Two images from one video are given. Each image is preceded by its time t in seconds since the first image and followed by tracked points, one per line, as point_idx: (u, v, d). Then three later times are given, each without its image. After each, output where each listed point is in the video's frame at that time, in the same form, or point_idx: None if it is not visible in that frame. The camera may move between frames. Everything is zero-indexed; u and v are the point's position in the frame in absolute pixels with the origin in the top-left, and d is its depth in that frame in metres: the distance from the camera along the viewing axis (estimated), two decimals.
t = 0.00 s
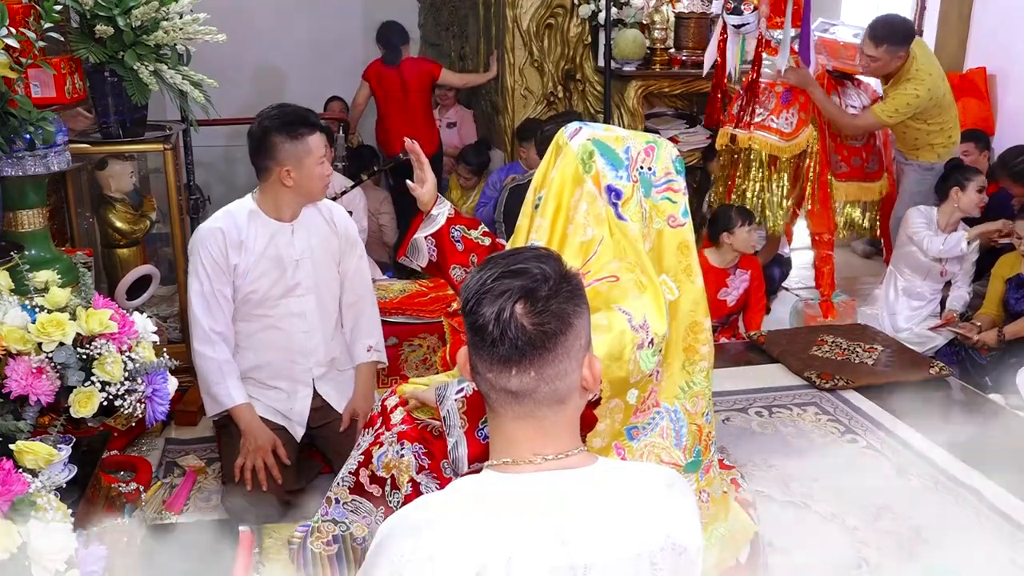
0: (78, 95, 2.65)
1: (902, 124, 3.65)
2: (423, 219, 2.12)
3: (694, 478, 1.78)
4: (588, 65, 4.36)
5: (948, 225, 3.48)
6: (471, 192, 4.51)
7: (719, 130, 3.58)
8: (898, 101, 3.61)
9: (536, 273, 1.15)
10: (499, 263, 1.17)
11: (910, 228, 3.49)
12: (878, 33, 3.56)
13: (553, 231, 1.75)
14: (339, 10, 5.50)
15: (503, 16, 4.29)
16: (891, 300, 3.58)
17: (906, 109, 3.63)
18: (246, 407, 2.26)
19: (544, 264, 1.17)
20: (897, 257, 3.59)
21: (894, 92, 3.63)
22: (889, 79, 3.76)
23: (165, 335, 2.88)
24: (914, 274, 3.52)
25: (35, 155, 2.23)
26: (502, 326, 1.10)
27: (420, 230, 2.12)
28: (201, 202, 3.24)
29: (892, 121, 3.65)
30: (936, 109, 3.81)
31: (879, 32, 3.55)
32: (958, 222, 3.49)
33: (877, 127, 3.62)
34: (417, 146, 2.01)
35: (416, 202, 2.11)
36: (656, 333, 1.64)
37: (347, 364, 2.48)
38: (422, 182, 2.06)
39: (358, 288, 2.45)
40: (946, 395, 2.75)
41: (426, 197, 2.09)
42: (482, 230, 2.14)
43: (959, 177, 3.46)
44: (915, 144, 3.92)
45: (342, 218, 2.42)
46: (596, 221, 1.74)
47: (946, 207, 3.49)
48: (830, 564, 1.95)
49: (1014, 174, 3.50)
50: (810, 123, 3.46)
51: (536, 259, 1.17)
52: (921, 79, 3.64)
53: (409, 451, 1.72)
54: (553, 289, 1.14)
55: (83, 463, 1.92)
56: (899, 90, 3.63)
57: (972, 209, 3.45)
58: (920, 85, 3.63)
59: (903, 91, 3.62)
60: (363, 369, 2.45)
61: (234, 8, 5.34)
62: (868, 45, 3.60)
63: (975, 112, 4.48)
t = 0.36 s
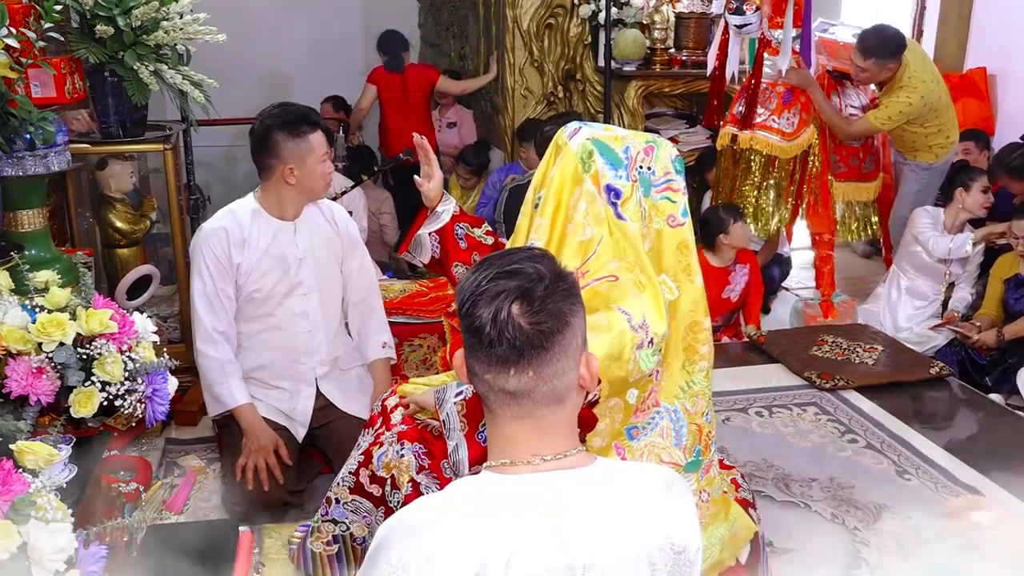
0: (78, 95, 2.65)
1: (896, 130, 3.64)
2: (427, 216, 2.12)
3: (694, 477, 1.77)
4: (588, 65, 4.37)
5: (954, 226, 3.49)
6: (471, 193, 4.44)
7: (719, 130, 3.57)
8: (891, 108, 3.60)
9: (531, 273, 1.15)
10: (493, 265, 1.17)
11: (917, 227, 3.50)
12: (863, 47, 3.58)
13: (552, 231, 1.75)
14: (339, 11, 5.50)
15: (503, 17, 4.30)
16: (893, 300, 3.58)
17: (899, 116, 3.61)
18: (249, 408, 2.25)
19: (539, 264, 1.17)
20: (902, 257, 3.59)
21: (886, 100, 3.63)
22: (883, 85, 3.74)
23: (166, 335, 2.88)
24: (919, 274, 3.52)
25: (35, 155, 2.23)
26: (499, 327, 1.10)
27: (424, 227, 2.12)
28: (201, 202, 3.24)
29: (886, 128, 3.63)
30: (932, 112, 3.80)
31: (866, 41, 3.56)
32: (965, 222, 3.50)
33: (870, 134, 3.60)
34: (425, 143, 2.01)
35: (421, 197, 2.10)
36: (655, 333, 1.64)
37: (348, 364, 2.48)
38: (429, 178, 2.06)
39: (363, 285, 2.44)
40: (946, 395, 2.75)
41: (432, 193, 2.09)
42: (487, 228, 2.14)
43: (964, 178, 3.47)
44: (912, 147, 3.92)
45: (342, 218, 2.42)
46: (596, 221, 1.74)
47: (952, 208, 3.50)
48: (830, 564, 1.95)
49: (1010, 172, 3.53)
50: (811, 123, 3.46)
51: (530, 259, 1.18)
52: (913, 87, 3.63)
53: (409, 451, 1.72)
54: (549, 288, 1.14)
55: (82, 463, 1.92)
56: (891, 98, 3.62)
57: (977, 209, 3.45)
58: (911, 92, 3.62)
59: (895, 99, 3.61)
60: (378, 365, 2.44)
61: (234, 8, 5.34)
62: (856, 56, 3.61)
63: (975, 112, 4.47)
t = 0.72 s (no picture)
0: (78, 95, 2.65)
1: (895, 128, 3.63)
2: (430, 213, 2.13)
3: (694, 477, 1.77)
4: (588, 65, 4.36)
5: (954, 226, 3.49)
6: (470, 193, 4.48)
7: (720, 132, 3.58)
8: (889, 107, 3.59)
9: (524, 271, 1.16)
10: (485, 266, 1.17)
11: (916, 227, 3.50)
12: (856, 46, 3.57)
13: (552, 231, 1.75)
14: (339, 10, 5.50)
15: (503, 17, 4.30)
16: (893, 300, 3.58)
17: (897, 115, 3.61)
18: (249, 408, 2.26)
19: (531, 263, 1.18)
20: (902, 256, 3.59)
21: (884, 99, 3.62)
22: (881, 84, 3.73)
23: (165, 336, 2.88)
24: (919, 274, 3.52)
25: (34, 155, 2.23)
26: (497, 326, 1.10)
27: (427, 223, 2.13)
28: (201, 203, 3.24)
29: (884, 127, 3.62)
30: (931, 110, 3.79)
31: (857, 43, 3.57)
32: (964, 223, 3.50)
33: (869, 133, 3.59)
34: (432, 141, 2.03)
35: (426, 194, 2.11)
36: (655, 332, 1.64)
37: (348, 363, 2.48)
38: (434, 175, 2.08)
39: (364, 285, 2.45)
40: (946, 395, 2.75)
41: (437, 190, 2.10)
42: (488, 228, 2.16)
43: (963, 178, 3.46)
44: (913, 146, 3.91)
45: (343, 218, 2.42)
46: (595, 220, 1.74)
47: (952, 209, 3.50)
48: (830, 564, 1.95)
49: (1009, 173, 3.54)
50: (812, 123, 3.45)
51: (520, 258, 1.18)
52: (910, 85, 3.62)
53: (409, 451, 1.72)
54: (543, 284, 1.15)
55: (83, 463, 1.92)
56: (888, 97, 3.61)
57: (976, 210, 3.46)
58: (909, 91, 3.61)
59: (892, 97, 3.60)
60: (373, 365, 2.44)
61: (234, 7, 5.34)
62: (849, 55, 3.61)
63: (975, 112, 4.47)
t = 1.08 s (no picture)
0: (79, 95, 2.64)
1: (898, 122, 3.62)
2: (435, 210, 2.15)
3: (694, 477, 1.78)
4: (588, 65, 4.36)
5: (952, 226, 3.50)
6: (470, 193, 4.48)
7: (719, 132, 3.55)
8: (890, 101, 3.58)
9: (522, 266, 1.18)
10: (485, 262, 1.19)
11: (914, 227, 3.51)
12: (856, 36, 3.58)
13: (551, 230, 1.74)
14: (339, 10, 5.50)
15: (503, 16, 4.30)
16: (894, 300, 3.58)
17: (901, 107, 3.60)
18: (253, 412, 2.25)
19: (530, 260, 1.20)
20: (901, 253, 3.57)
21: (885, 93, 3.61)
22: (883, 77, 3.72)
23: (166, 335, 2.88)
24: (919, 274, 3.52)
25: (35, 155, 2.23)
26: (494, 317, 1.11)
27: (430, 219, 2.14)
28: (202, 202, 3.24)
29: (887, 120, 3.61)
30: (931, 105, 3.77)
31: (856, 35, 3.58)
32: (962, 224, 3.52)
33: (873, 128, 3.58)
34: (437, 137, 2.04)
35: (431, 190, 2.12)
36: (654, 332, 1.64)
37: (348, 363, 2.48)
38: (441, 172, 2.07)
39: (364, 284, 2.46)
40: (947, 396, 2.75)
41: (442, 187, 2.11)
42: (491, 227, 2.18)
43: (965, 180, 3.54)
44: (914, 146, 3.90)
45: (345, 218, 2.43)
46: (595, 219, 1.74)
47: (950, 210, 3.53)
48: (830, 564, 1.95)
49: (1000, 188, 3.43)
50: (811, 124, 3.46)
51: (521, 255, 1.20)
52: (912, 77, 3.61)
53: (409, 451, 1.73)
54: (541, 279, 1.17)
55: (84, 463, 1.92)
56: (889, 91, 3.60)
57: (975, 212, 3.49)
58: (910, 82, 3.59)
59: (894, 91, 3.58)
60: (366, 365, 2.44)
61: (234, 7, 5.34)
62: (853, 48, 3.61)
63: (975, 112, 4.47)
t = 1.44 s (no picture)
0: (78, 97, 2.64)
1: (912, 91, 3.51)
2: (441, 207, 2.17)
3: (694, 478, 1.78)
4: (587, 66, 4.34)
5: (951, 226, 3.51)
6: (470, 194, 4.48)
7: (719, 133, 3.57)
8: (903, 64, 3.49)
9: (529, 266, 1.19)
10: (491, 260, 1.20)
11: (910, 227, 3.54)
12: (863, 2, 3.55)
13: (551, 231, 1.74)
14: (339, 13, 5.51)
15: (502, 18, 4.30)
16: (894, 300, 3.57)
17: (916, 71, 3.49)
18: (254, 417, 2.25)
19: (536, 261, 1.21)
20: (900, 254, 3.58)
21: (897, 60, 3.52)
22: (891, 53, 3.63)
23: (166, 338, 2.88)
24: (918, 273, 3.52)
25: (35, 157, 2.22)
26: (493, 315, 1.12)
27: (434, 217, 2.17)
28: (203, 204, 3.24)
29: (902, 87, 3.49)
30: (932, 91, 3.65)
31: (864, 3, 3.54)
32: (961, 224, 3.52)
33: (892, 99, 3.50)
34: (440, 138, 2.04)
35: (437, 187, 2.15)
36: (654, 333, 1.64)
37: (348, 365, 2.49)
38: (447, 169, 2.10)
39: (364, 286, 2.46)
40: (948, 395, 2.74)
41: (447, 183, 2.13)
42: (495, 225, 2.18)
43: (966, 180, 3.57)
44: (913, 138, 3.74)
45: (345, 220, 2.43)
46: (594, 220, 1.74)
47: (949, 210, 3.53)
48: (830, 564, 1.94)
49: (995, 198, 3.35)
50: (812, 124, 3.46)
51: (529, 256, 1.21)
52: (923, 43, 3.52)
53: (410, 453, 1.76)
54: (545, 280, 1.17)
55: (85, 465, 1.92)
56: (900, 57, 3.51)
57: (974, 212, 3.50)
58: (923, 44, 3.51)
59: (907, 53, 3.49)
60: (367, 367, 2.44)
61: (233, 9, 5.33)
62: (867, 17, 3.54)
63: (975, 112, 4.47)
